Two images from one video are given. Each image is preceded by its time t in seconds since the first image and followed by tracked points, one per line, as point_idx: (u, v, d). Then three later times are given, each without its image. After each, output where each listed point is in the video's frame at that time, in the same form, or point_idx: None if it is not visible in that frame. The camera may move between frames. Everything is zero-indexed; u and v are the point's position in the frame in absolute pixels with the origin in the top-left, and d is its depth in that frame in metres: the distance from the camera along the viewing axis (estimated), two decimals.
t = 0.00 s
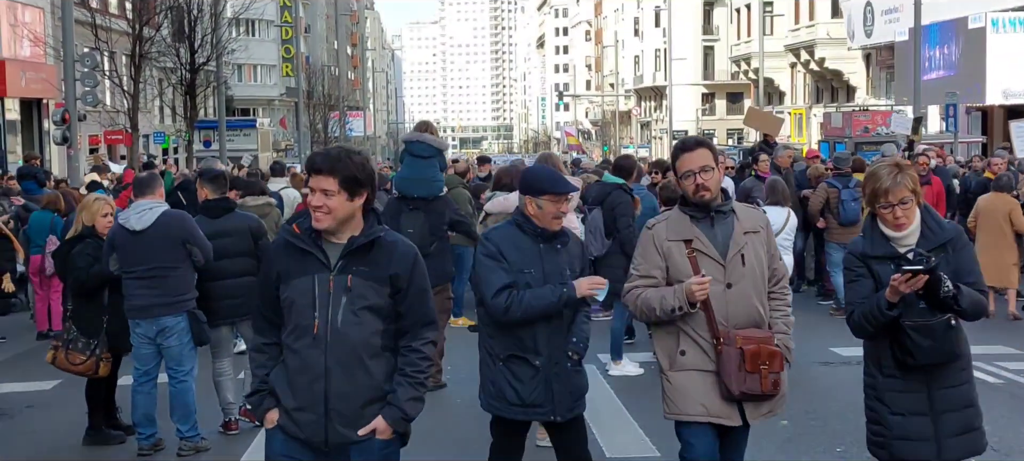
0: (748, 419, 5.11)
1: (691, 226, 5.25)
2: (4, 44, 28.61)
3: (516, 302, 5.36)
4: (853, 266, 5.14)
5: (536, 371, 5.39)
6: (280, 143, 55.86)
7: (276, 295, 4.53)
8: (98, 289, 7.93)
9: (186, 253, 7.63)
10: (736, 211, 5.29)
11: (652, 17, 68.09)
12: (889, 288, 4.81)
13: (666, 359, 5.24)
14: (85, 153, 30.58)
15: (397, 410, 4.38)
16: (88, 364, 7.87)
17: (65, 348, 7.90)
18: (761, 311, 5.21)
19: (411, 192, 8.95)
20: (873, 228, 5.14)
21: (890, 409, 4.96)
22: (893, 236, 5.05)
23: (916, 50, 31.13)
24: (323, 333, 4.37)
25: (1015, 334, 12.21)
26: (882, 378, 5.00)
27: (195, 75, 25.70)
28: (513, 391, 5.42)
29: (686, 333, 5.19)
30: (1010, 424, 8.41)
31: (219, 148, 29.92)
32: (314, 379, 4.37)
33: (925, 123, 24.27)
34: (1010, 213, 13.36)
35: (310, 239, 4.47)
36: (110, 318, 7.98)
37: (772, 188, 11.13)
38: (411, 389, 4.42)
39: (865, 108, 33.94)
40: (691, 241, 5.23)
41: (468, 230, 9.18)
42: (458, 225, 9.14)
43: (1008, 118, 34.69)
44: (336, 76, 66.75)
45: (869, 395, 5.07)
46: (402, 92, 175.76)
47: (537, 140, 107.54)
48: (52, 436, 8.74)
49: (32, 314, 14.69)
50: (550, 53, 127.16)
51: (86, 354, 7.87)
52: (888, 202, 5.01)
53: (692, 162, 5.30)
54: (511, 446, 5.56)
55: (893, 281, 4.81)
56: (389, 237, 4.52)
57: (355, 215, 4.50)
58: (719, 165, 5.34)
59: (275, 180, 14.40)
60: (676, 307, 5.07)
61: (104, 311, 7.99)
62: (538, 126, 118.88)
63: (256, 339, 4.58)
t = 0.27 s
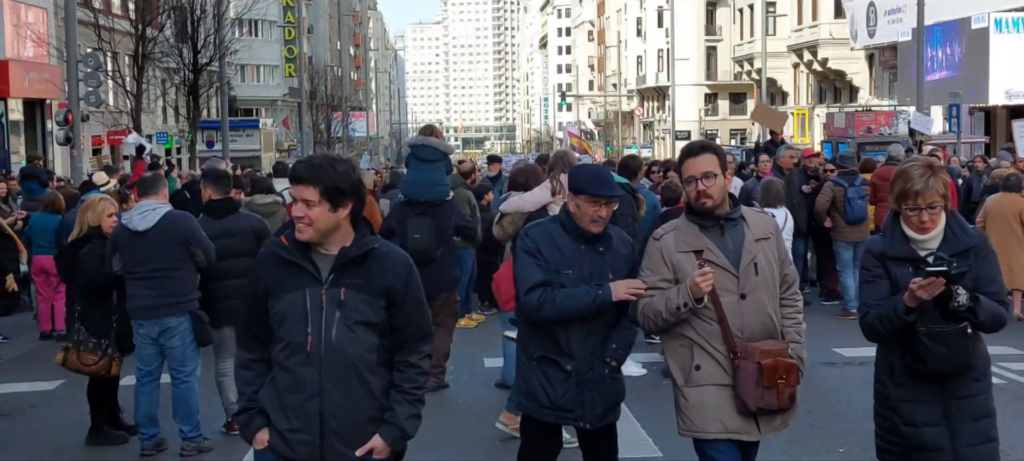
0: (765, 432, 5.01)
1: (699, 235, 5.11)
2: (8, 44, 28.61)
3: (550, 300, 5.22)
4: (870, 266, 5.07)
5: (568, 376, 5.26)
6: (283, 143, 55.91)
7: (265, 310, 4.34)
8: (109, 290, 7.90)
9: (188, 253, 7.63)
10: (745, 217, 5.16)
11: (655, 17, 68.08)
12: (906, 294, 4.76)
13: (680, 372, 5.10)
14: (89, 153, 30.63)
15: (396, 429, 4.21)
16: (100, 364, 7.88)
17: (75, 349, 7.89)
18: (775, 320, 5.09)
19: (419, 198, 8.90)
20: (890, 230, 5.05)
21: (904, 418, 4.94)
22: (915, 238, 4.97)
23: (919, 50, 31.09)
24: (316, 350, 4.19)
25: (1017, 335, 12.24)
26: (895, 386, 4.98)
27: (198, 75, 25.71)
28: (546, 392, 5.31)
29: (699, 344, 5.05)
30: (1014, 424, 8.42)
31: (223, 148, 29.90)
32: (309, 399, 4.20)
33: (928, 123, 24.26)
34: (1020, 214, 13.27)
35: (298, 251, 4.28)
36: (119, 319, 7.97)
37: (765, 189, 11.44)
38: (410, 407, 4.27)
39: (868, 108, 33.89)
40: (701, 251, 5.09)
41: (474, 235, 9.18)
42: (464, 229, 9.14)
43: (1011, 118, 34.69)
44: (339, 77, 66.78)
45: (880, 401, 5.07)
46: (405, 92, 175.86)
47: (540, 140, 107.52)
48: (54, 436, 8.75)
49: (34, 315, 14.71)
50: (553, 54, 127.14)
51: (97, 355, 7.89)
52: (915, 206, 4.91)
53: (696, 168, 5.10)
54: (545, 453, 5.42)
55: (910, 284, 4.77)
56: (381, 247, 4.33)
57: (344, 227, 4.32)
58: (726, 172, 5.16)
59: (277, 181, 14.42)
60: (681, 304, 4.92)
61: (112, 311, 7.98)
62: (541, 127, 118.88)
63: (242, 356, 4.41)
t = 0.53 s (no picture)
0: (773, 434, 4.85)
1: (701, 233, 4.94)
2: (9, 43, 28.60)
3: (562, 305, 5.19)
4: (899, 273, 4.84)
5: (593, 381, 5.22)
6: (285, 142, 55.96)
7: (230, 315, 4.09)
8: (114, 289, 7.88)
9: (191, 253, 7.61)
10: (746, 211, 5.00)
11: (656, 16, 68.08)
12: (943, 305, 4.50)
13: (684, 377, 4.95)
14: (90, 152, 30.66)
15: (367, 439, 3.96)
16: (108, 362, 7.84)
17: (82, 348, 7.84)
18: (781, 318, 4.93)
19: (418, 193, 8.94)
20: (927, 237, 4.81)
21: (932, 436, 4.70)
22: (951, 247, 4.72)
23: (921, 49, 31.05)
24: (284, 357, 3.94)
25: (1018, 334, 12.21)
26: (918, 401, 4.77)
27: (199, 74, 25.71)
28: (571, 399, 5.26)
29: (701, 348, 4.89)
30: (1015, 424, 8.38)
31: (225, 146, 29.90)
32: (276, 409, 3.95)
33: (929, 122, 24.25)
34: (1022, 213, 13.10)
35: (264, 251, 4.02)
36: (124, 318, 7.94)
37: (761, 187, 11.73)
38: (381, 415, 4.01)
39: (870, 107, 33.86)
40: (702, 248, 4.91)
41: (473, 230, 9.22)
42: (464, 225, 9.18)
43: (1012, 117, 34.64)
44: (341, 76, 66.81)
45: (901, 413, 4.87)
46: (406, 92, 175.95)
47: (541, 139, 107.58)
48: (54, 435, 8.75)
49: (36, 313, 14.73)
50: (554, 53, 127.15)
51: (104, 354, 7.84)
52: (954, 214, 4.67)
53: (697, 163, 4.94)
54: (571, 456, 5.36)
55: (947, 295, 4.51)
56: (357, 248, 4.06)
57: (315, 230, 4.07)
58: (725, 168, 4.99)
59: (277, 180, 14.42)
60: (687, 313, 4.75)
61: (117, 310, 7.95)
62: (542, 126, 118.91)
63: (204, 361, 4.16)
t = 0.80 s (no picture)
0: (795, 432, 4.71)
1: (707, 231, 4.77)
2: (13, 42, 28.61)
3: (572, 314, 4.86)
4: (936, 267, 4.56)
5: (617, 393, 4.86)
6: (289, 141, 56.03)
7: (201, 321, 3.93)
8: (118, 288, 7.89)
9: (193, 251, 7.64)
10: (755, 208, 4.85)
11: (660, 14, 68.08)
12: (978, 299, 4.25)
13: (692, 381, 4.80)
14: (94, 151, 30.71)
15: (351, 432, 3.86)
16: (115, 361, 7.81)
17: (87, 346, 7.79)
18: (792, 317, 4.77)
19: (416, 195, 8.92)
20: (963, 227, 4.53)
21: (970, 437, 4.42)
22: (989, 236, 4.45)
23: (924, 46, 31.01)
24: (258, 359, 3.78)
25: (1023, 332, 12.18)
26: (955, 402, 4.49)
27: (202, 73, 25.73)
28: (592, 412, 4.86)
29: (709, 352, 4.74)
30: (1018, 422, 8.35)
31: (228, 145, 29.91)
32: (246, 416, 3.78)
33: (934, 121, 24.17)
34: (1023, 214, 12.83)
35: (235, 252, 3.87)
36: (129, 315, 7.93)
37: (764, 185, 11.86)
38: (362, 409, 3.92)
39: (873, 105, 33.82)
40: (707, 247, 4.75)
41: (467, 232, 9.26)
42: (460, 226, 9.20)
43: (1016, 115, 34.60)
44: (345, 75, 66.88)
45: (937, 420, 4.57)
46: (410, 90, 176.04)
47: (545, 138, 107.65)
48: (57, 433, 8.75)
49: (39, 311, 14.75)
50: (558, 51, 127.19)
51: (110, 352, 7.80)
52: (992, 203, 4.42)
53: (708, 160, 4.78)
54: None
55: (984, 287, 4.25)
56: (332, 242, 3.95)
57: (287, 226, 3.85)
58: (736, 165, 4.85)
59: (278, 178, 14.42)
60: (700, 317, 4.57)
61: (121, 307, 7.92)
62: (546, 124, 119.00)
63: (175, 371, 3.97)
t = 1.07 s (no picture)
0: (812, 451, 4.44)
1: (730, 238, 4.51)
2: (16, 40, 28.61)
3: (600, 315, 4.64)
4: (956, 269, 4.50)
5: (623, 401, 4.72)
6: (292, 139, 56.06)
7: (188, 341, 3.62)
8: (123, 287, 7.89)
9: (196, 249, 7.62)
10: (782, 216, 4.59)
11: (663, 12, 68.07)
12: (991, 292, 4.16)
13: (709, 395, 4.55)
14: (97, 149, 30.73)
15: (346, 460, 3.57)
16: (119, 358, 7.82)
17: (93, 344, 7.80)
18: (815, 330, 4.50)
19: (409, 190, 8.93)
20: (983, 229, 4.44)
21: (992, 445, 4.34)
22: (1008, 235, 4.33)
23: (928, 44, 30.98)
24: (248, 383, 3.48)
25: None
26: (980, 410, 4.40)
27: (206, 71, 25.73)
28: (595, 424, 4.71)
29: (727, 366, 4.49)
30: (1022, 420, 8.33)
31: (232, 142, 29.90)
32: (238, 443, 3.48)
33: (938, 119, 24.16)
34: None
35: (220, 268, 3.57)
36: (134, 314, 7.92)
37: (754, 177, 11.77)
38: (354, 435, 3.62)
39: (876, 103, 33.79)
40: (731, 255, 4.49)
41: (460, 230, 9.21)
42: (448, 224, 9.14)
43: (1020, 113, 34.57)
44: (348, 72, 66.91)
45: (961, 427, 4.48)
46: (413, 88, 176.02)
47: (548, 136, 107.70)
48: (60, 431, 8.73)
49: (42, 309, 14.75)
50: (562, 49, 127.24)
51: (115, 350, 7.81)
52: (1011, 199, 4.31)
53: (736, 167, 4.55)
54: None
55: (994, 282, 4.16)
56: (329, 259, 3.66)
57: (290, 241, 3.54)
58: (766, 170, 4.60)
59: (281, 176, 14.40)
60: (724, 329, 4.36)
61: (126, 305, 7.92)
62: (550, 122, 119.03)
63: (158, 396, 3.67)
